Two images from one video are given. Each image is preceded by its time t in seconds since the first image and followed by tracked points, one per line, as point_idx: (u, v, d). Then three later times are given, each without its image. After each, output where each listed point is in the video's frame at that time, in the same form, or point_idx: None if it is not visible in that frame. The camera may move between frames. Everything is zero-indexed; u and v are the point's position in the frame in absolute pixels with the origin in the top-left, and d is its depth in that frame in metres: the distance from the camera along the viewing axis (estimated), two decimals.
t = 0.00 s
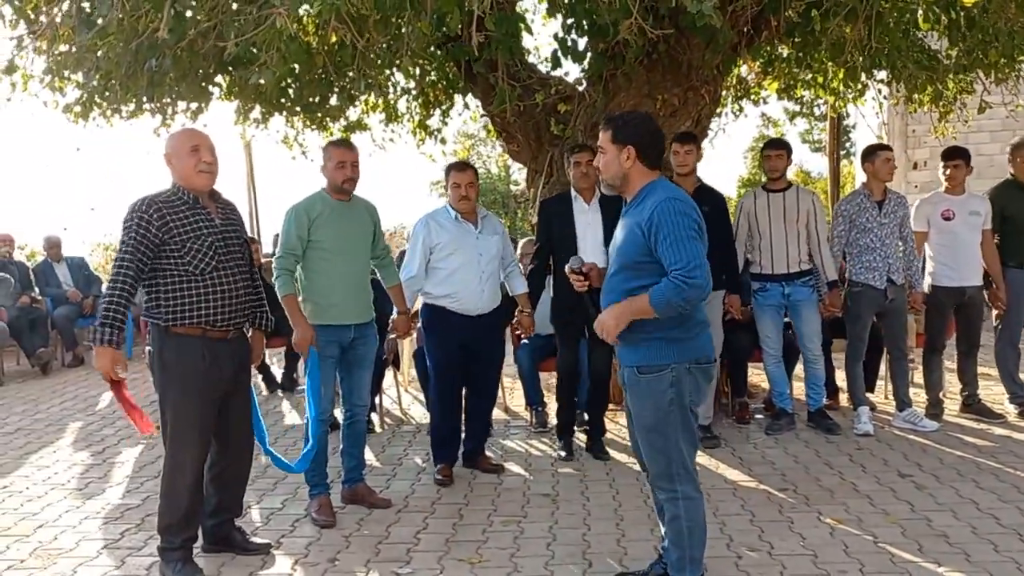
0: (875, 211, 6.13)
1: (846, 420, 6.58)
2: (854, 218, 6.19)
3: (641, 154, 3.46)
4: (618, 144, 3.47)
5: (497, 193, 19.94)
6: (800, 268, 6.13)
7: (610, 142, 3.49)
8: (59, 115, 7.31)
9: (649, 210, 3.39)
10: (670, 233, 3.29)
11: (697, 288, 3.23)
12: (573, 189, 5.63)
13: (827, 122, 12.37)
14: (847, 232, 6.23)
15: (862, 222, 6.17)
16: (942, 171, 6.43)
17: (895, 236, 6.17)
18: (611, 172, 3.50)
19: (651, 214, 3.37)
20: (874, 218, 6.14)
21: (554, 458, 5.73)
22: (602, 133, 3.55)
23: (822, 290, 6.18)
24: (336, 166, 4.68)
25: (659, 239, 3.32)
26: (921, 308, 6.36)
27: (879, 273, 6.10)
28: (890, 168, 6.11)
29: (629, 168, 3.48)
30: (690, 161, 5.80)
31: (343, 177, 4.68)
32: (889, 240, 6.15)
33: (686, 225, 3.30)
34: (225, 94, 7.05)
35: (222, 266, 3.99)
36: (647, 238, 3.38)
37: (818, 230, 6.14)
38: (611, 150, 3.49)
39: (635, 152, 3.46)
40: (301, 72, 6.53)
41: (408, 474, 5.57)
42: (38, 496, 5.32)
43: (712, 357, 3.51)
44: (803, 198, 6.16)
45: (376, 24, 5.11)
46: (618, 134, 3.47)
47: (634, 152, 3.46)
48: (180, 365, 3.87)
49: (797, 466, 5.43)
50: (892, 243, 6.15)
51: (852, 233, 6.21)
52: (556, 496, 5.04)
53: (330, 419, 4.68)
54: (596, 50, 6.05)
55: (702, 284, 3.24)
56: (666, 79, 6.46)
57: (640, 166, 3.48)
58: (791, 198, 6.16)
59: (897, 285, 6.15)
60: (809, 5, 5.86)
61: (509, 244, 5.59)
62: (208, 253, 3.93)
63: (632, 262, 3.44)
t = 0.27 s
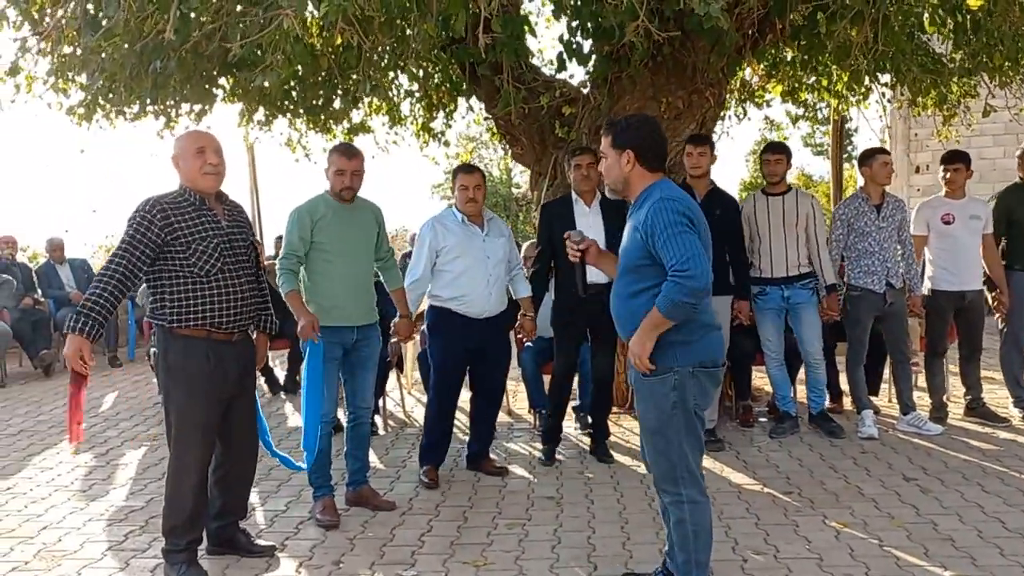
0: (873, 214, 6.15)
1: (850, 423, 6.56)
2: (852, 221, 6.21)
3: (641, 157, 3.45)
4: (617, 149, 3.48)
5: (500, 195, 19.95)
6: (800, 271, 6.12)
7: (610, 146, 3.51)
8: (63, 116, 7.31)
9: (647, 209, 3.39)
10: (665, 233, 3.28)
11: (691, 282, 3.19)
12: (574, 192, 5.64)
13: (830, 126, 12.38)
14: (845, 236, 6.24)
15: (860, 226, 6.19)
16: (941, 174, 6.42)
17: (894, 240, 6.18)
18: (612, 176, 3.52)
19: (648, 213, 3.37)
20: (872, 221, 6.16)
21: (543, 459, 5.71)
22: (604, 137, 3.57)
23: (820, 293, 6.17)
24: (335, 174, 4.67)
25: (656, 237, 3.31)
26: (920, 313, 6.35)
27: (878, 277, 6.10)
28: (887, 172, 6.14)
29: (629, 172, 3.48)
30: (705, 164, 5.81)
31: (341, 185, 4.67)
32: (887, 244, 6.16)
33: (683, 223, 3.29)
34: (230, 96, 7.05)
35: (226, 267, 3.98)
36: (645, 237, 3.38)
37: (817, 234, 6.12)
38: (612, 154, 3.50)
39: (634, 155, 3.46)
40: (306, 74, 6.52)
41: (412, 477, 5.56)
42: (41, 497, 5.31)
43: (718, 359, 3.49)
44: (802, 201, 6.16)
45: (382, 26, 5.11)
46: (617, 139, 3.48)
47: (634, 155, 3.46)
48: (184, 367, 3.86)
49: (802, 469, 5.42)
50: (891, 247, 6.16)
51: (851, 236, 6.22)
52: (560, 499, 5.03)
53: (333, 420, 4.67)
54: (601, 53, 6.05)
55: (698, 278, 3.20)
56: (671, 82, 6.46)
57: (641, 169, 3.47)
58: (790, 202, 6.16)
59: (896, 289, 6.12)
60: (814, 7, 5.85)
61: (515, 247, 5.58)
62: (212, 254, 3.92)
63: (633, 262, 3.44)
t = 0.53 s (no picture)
0: (870, 220, 6.16)
1: (852, 428, 6.56)
2: (849, 226, 6.21)
3: (654, 158, 3.45)
4: (630, 149, 3.48)
5: (501, 199, 19.95)
6: (800, 276, 6.11)
7: (623, 148, 3.51)
8: (66, 119, 7.31)
9: (651, 210, 3.40)
10: (668, 231, 3.28)
11: (690, 280, 3.19)
12: (566, 196, 5.64)
13: (831, 130, 12.39)
14: (842, 242, 6.23)
15: (857, 231, 6.19)
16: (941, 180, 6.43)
17: (892, 243, 6.20)
18: (624, 176, 3.52)
19: (652, 214, 3.38)
20: (870, 226, 6.16)
21: (545, 464, 5.71)
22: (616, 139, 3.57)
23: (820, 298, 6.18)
24: (333, 174, 4.68)
25: (657, 236, 3.32)
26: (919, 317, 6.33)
27: (875, 282, 6.09)
28: (883, 177, 6.14)
29: (641, 172, 3.49)
30: (707, 167, 5.82)
31: (339, 184, 4.67)
32: (885, 249, 6.16)
33: (685, 222, 3.29)
34: (233, 100, 7.05)
35: (228, 271, 3.97)
36: (648, 237, 3.39)
37: (815, 241, 6.14)
38: (624, 155, 3.50)
39: (646, 156, 3.46)
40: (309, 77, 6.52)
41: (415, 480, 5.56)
42: (43, 500, 5.30)
43: (722, 364, 3.48)
44: (802, 207, 6.17)
45: (385, 30, 5.11)
46: (629, 139, 3.48)
47: (645, 156, 3.47)
48: (186, 370, 3.85)
49: (805, 474, 5.41)
50: (889, 252, 6.16)
51: (848, 241, 6.21)
52: (563, 504, 5.02)
53: (335, 424, 4.66)
54: (604, 57, 6.04)
55: (698, 277, 3.20)
56: (674, 86, 6.45)
57: (653, 169, 3.47)
58: (790, 207, 6.18)
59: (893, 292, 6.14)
60: (818, 12, 5.84)
61: (511, 250, 5.55)
62: (215, 258, 3.92)
63: (636, 263, 3.45)
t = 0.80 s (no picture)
0: (866, 224, 6.17)
1: (852, 433, 6.56)
2: (846, 231, 6.23)
3: (661, 160, 3.46)
4: (639, 151, 3.49)
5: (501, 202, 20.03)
6: (799, 280, 6.13)
7: (632, 149, 3.52)
8: (67, 121, 7.31)
9: (658, 210, 3.41)
10: (678, 231, 3.28)
11: (702, 277, 3.19)
12: (556, 201, 5.69)
13: (831, 135, 12.40)
14: (839, 246, 6.24)
15: (854, 235, 6.21)
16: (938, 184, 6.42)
17: (890, 247, 6.21)
18: (632, 176, 3.52)
19: (660, 213, 3.39)
20: (866, 231, 6.18)
21: (546, 467, 5.71)
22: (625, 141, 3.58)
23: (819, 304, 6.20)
24: (330, 176, 4.72)
25: (667, 236, 3.32)
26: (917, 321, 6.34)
27: (873, 286, 6.10)
28: (878, 182, 6.14)
29: (649, 173, 3.49)
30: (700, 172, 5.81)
31: (335, 186, 4.70)
32: (883, 253, 6.16)
33: (694, 221, 3.29)
34: (234, 103, 7.06)
35: (229, 272, 3.97)
36: (654, 237, 3.39)
37: (818, 245, 6.14)
38: (633, 155, 3.51)
39: (655, 157, 3.47)
40: (310, 80, 6.53)
41: (415, 483, 5.55)
42: (43, 502, 5.30)
43: (722, 366, 3.49)
44: (802, 212, 6.17)
45: (387, 33, 5.12)
46: (639, 141, 3.49)
47: (654, 156, 3.47)
48: (188, 373, 3.85)
49: (805, 479, 5.41)
50: (887, 256, 6.17)
51: (845, 246, 6.23)
52: (563, 507, 5.02)
53: (335, 427, 4.67)
54: (605, 61, 6.05)
55: (709, 275, 3.20)
56: (675, 89, 6.46)
57: (660, 171, 3.48)
58: (789, 213, 6.19)
59: (892, 296, 6.13)
60: (819, 17, 5.85)
61: (504, 251, 5.55)
62: (217, 260, 3.92)
63: (641, 263, 3.45)
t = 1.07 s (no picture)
0: (865, 227, 6.19)
1: (852, 436, 6.55)
2: (844, 234, 6.25)
3: (665, 160, 3.47)
4: (644, 151, 3.49)
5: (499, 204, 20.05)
6: (799, 283, 6.09)
7: (637, 149, 3.52)
8: (66, 121, 7.30)
9: (664, 209, 3.40)
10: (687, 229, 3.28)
11: (715, 274, 3.19)
12: (546, 203, 5.66)
13: (831, 138, 12.40)
14: (839, 249, 6.26)
15: (853, 238, 6.22)
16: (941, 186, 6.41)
17: (890, 249, 6.21)
18: (636, 176, 3.52)
19: (666, 212, 3.38)
20: (865, 234, 6.19)
21: (546, 468, 5.69)
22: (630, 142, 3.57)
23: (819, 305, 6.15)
24: (329, 176, 4.71)
25: (674, 234, 3.31)
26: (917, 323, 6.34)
27: (873, 288, 6.10)
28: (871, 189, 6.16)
29: (654, 173, 3.49)
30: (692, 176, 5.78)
31: (333, 185, 4.69)
32: (882, 256, 6.17)
33: (702, 219, 3.30)
34: (233, 103, 7.05)
35: (229, 271, 3.97)
36: (660, 235, 3.38)
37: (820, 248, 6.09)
38: (638, 155, 3.51)
39: (659, 157, 3.47)
40: (310, 80, 6.52)
41: (413, 484, 5.54)
42: (41, 502, 5.28)
43: (724, 366, 3.49)
44: (805, 214, 6.12)
45: (388, 33, 5.11)
46: (645, 141, 3.49)
47: (659, 157, 3.47)
48: (188, 372, 3.84)
49: (805, 481, 5.41)
50: (888, 258, 6.18)
51: (845, 249, 6.24)
52: (562, 509, 5.01)
53: (334, 428, 4.66)
54: (606, 63, 6.05)
55: (721, 272, 3.20)
56: (675, 91, 6.45)
57: (665, 172, 3.48)
58: (792, 214, 6.15)
59: (892, 298, 6.12)
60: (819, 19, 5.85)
61: (497, 252, 5.54)
62: (215, 259, 3.92)
63: (645, 262, 3.44)
